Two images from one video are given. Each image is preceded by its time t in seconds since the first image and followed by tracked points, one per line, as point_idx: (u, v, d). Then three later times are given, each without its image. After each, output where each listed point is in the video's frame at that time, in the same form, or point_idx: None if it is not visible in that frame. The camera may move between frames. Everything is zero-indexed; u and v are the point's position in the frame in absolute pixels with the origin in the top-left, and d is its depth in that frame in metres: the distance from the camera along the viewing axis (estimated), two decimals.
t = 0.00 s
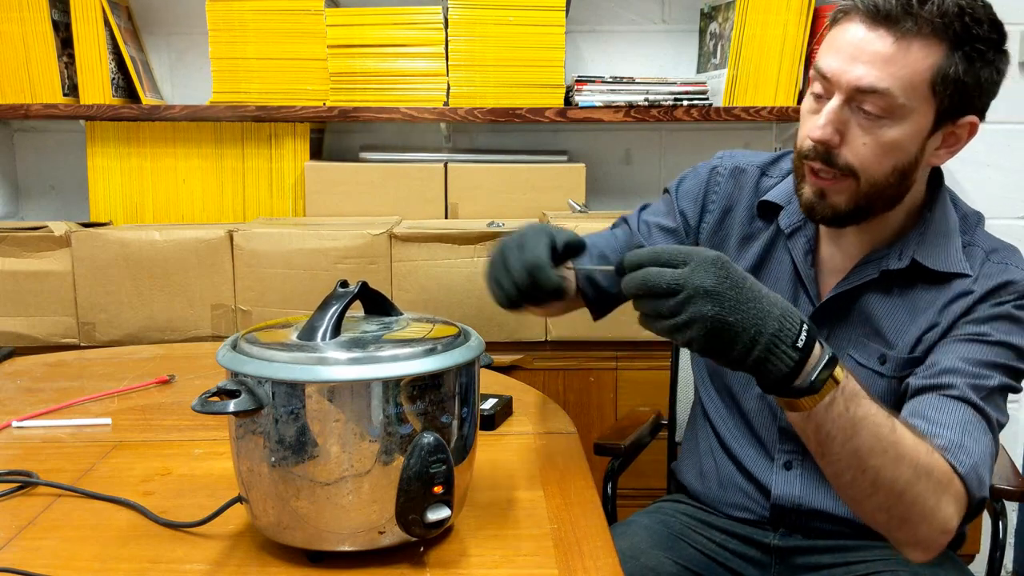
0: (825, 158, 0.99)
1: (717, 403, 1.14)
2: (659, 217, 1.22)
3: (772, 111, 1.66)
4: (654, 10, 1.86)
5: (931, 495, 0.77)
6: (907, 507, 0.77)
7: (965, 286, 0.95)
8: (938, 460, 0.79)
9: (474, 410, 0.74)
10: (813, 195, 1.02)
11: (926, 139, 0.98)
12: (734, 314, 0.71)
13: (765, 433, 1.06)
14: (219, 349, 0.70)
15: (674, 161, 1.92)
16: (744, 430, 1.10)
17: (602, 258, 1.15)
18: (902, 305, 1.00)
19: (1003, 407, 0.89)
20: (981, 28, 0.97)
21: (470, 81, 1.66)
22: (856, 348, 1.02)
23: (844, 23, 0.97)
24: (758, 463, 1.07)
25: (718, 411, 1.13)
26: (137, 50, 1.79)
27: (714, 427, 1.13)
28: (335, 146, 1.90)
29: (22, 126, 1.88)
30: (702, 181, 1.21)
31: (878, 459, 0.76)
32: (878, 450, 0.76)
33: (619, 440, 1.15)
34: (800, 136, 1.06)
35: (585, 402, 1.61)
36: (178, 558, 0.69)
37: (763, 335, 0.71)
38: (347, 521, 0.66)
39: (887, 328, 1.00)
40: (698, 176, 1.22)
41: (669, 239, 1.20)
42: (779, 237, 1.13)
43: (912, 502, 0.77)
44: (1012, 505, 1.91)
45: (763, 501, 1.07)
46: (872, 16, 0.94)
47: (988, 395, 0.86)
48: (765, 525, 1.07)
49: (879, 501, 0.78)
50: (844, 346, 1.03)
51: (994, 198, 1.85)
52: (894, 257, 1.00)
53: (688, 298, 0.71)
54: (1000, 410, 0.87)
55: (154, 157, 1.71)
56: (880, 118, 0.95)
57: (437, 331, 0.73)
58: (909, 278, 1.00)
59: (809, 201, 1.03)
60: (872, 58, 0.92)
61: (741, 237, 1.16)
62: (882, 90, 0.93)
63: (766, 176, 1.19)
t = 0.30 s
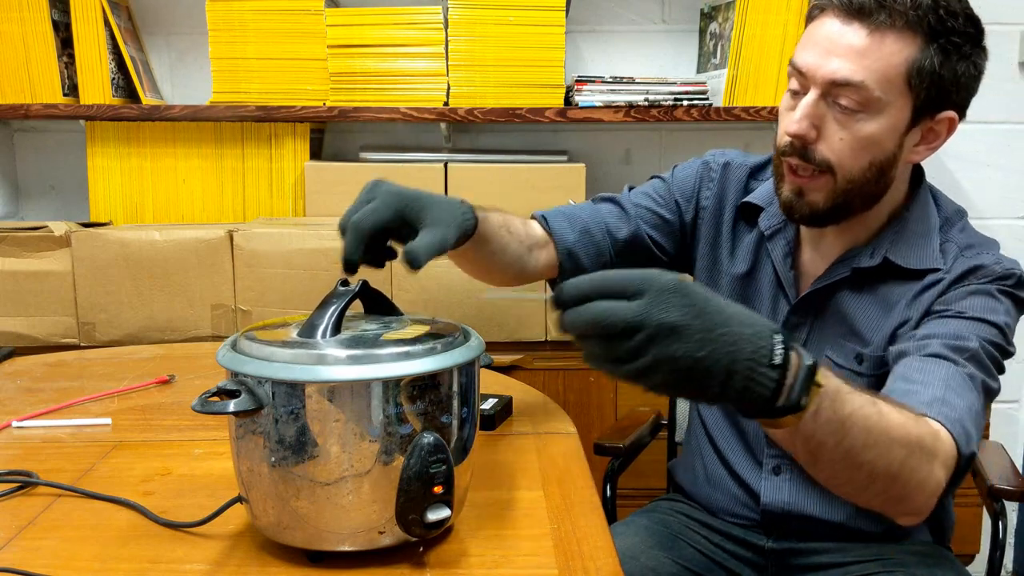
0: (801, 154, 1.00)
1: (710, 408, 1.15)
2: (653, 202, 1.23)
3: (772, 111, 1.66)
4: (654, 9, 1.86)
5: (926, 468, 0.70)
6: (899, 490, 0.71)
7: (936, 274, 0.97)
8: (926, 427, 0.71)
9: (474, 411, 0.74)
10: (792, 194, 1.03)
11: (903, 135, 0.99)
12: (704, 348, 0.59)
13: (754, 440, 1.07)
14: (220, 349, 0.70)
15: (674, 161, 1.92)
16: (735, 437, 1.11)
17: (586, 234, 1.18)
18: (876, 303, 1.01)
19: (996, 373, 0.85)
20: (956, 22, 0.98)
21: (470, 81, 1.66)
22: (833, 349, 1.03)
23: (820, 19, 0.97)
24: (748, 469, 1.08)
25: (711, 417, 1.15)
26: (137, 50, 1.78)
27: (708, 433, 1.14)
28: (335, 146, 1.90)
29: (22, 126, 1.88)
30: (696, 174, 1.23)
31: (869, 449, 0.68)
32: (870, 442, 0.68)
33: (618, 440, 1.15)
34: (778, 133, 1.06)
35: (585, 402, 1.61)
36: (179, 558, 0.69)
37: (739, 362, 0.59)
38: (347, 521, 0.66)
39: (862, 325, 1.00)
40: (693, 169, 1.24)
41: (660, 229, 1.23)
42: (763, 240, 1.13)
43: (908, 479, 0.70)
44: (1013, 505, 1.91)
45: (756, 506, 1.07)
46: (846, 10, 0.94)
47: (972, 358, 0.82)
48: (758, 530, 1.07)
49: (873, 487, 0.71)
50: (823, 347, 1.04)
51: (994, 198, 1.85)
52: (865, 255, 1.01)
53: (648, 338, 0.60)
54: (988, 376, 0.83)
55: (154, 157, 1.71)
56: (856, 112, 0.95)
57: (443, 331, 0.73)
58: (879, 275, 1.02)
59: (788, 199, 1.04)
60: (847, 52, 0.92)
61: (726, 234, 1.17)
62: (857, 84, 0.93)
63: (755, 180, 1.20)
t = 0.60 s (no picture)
0: (801, 160, 1.00)
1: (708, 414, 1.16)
2: (650, 206, 1.22)
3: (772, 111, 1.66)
4: (654, 9, 1.86)
5: (890, 457, 0.69)
6: (866, 484, 0.69)
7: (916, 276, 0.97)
8: (883, 416, 0.70)
9: (475, 412, 0.74)
10: (789, 196, 1.03)
11: (903, 141, 0.99)
12: (621, 382, 0.60)
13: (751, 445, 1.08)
14: (220, 349, 0.70)
15: (674, 161, 1.92)
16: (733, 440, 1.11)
17: (582, 242, 1.17)
18: (860, 307, 1.01)
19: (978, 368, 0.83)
20: (959, 29, 0.98)
21: (470, 81, 1.66)
22: (819, 355, 1.03)
23: (821, 22, 0.97)
24: (745, 471, 1.08)
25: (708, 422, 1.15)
26: (137, 50, 1.78)
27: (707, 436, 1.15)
28: (335, 146, 1.90)
29: (22, 126, 1.88)
30: (690, 179, 1.24)
31: (824, 451, 0.67)
32: (824, 444, 0.67)
33: (618, 440, 1.15)
34: (776, 137, 1.07)
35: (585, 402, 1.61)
36: (179, 558, 0.69)
37: (663, 391, 0.60)
38: (347, 521, 0.66)
39: (848, 330, 1.00)
40: (688, 173, 1.24)
41: (657, 234, 1.22)
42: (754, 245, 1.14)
43: (874, 473, 0.69)
44: (1013, 505, 1.91)
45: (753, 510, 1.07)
46: (848, 14, 0.94)
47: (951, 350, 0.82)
48: (755, 533, 1.07)
49: (840, 486, 0.69)
50: (809, 354, 1.05)
51: (994, 198, 1.85)
52: (850, 261, 1.02)
53: (566, 380, 0.60)
54: (968, 367, 0.81)
55: (154, 157, 1.71)
56: (857, 119, 0.95)
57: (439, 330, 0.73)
58: (863, 280, 1.02)
59: (784, 203, 1.04)
60: (849, 58, 0.92)
61: (720, 239, 1.18)
62: (859, 90, 0.93)
63: (749, 184, 1.21)
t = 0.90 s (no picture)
0: (807, 165, 1.00)
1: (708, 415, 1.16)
2: (648, 207, 1.22)
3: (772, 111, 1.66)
4: (654, 9, 1.86)
5: (887, 443, 0.69)
6: (865, 472, 0.70)
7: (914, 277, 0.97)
8: (879, 404, 0.71)
9: (475, 412, 0.74)
10: (792, 201, 1.04)
11: (908, 145, 0.99)
12: (603, 374, 0.60)
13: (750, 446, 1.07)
14: (220, 349, 0.70)
15: (675, 161, 1.91)
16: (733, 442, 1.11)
17: (579, 242, 1.17)
18: (858, 310, 1.01)
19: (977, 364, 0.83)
20: (965, 33, 0.98)
21: (470, 81, 1.66)
22: (818, 356, 1.03)
23: (827, 25, 0.96)
24: (745, 472, 1.08)
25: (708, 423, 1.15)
26: (137, 50, 1.78)
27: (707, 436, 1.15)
28: (335, 146, 1.90)
29: (22, 126, 1.88)
30: (688, 180, 1.24)
31: (819, 439, 0.68)
32: (817, 432, 0.68)
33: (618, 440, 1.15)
34: (779, 139, 1.06)
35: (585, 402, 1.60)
36: (178, 558, 0.69)
37: (648, 383, 0.61)
38: (347, 521, 0.66)
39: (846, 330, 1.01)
40: (686, 174, 1.25)
41: (655, 235, 1.22)
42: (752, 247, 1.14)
43: (872, 460, 0.69)
44: (1013, 505, 1.91)
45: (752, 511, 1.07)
46: (857, 18, 0.93)
47: (950, 343, 0.81)
48: (754, 534, 1.07)
49: (839, 474, 0.70)
50: (808, 356, 1.04)
51: (994, 197, 1.85)
52: (848, 263, 1.02)
53: (549, 375, 0.60)
54: (969, 359, 0.81)
55: (154, 157, 1.71)
56: (864, 125, 0.95)
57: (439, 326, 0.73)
58: (861, 282, 1.02)
59: (788, 206, 1.04)
60: (857, 62, 0.92)
61: (719, 241, 1.18)
62: (867, 96, 0.92)
63: (747, 185, 1.21)
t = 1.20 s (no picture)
0: (811, 163, 1.00)
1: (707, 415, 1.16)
2: (648, 207, 1.22)
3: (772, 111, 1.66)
4: (654, 9, 1.86)
5: (869, 431, 0.68)
6: (847, 461, 0.68)
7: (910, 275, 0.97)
8: (857, 393, 0.70)
9: (474, 412, 0.74)
10: (795, 199, 1.04)
11: (912, 144, 0.99)
12: (570, 373, 0.58)
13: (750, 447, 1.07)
14: (220, 349, 0.70)
15: (675, 160, 1.91)
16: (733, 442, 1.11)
17: (579, 242, 1.17)
18: (854, 308, 1.01)
19: (972, 360, 0.82)
20: (970, 33, 0.98)
21: (471, 81, 1.66)
22: (816, 355, 1.03)
23: (832, 23, 0.96)
24: (744, 472, 1.08)
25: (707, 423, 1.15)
26: (137, 49, 1.78)
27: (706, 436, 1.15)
28: (335, 146, 1.90)
29: (22, 126, 1.88)
30: (689, 180, 1.24)
31: (796, 429, 0.67)
32: (794, 422, 0.66)
33: (618, 440, 1.16)
34: (782, 136, 1.06)
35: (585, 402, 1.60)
36: (178, 558, 0.69)
37: (616, 381, 0.59)
38: (347, 521, 0.66)
39: (842, 327, 1.01)
40: (686, 174, 1.25)
41: (655, 234, 1.22)
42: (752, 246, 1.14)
43: (854, 448, 0.68)
44: (1012, 505, 1.91)
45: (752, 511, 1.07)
46: (863, 16, 0.93)
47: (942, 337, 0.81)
48: (753, 534, 1.07)
49: (822, 464, 0.68)
50: (807, 355, 1.05)
51: (993, 197, 1.85)
52: (847, 261, 1.02)
53: (516, 376, 0.59)
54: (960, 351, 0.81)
55: (154, 157, 1.71)
56: (869, 123, 0.95)
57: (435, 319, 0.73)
58: (857, 281, 1.02)
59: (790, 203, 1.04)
60: (863, 60, 0.91)
61: (719, 240, 1.18)
62: (873, 94, 0.92)
63: (747, 185, 1.21)
